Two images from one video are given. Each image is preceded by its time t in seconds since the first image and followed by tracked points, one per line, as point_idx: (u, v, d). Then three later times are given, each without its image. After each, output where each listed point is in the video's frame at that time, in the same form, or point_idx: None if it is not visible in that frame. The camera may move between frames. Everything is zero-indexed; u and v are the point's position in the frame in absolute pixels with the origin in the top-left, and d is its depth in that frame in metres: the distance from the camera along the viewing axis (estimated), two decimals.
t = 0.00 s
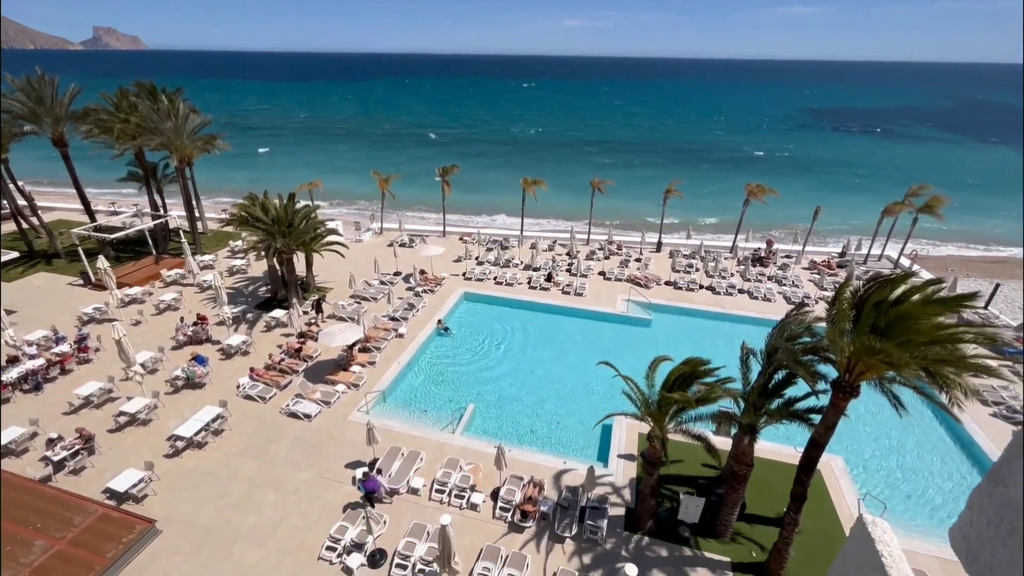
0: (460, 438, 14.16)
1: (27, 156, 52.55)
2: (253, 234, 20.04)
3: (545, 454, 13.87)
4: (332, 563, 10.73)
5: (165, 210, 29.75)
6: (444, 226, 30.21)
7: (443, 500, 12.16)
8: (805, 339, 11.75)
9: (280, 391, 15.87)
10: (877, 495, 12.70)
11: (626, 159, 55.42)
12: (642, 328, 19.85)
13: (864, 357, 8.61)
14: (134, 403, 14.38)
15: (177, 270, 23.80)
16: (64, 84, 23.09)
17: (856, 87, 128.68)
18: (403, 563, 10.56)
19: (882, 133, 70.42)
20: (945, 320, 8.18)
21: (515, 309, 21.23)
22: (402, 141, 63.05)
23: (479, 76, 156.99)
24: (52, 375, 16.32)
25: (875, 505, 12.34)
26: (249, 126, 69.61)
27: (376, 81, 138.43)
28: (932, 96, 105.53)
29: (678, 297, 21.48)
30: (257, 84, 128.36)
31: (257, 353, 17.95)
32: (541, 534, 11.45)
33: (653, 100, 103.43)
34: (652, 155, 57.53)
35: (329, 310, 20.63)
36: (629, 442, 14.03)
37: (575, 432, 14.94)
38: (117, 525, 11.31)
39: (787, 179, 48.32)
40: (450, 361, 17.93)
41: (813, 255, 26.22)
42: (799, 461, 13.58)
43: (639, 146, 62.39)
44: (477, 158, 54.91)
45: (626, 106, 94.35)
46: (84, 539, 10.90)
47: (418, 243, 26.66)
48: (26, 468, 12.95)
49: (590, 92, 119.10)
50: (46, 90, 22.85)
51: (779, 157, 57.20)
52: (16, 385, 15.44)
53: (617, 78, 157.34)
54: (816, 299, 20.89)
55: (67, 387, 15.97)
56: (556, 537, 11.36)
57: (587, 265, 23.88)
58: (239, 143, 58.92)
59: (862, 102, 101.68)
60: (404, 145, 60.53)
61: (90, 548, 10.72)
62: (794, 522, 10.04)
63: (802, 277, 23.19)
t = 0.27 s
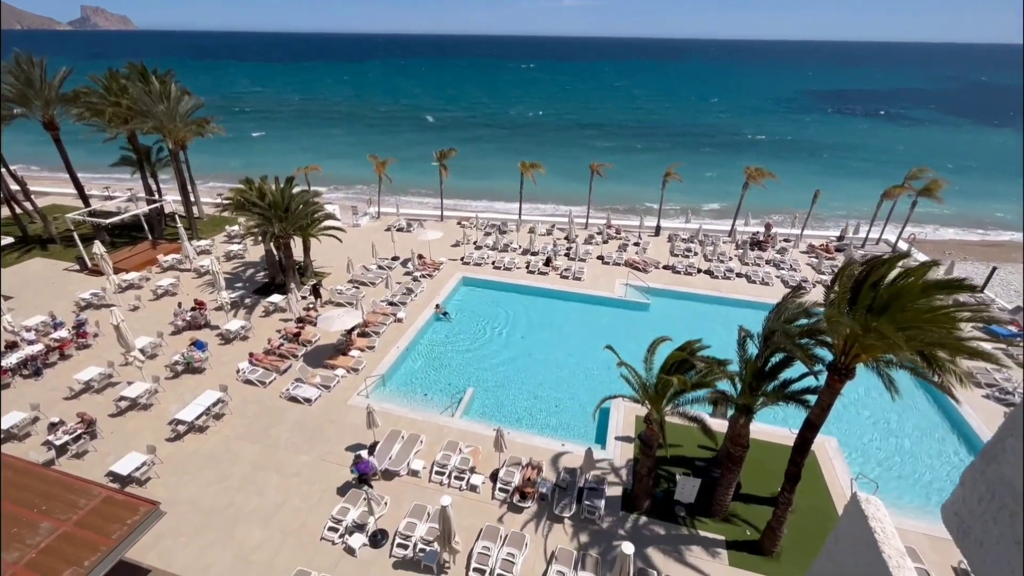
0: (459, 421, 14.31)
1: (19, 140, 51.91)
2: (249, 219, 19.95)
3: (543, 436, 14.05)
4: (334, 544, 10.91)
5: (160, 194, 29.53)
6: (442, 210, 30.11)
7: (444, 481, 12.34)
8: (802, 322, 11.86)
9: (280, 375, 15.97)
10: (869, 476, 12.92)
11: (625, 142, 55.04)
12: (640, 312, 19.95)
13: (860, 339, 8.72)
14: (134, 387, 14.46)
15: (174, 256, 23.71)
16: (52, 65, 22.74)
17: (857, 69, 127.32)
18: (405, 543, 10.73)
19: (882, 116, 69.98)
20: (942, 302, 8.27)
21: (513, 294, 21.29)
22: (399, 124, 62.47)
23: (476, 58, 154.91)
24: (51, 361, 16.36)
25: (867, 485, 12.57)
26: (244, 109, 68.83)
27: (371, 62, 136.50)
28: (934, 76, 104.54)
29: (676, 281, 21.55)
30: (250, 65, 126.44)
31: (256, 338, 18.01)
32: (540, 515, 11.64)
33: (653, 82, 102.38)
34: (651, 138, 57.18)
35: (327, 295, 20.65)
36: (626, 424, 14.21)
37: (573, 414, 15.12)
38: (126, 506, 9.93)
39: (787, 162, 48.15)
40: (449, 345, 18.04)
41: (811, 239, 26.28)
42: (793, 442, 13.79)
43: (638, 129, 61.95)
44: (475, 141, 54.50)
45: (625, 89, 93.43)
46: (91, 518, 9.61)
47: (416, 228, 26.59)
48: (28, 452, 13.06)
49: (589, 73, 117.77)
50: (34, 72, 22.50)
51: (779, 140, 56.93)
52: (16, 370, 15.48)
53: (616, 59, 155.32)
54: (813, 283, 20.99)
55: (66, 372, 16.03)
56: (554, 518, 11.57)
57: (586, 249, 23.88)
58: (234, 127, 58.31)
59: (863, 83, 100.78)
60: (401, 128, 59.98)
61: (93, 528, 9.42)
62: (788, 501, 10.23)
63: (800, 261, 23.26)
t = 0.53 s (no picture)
0: (459, 406, 14.44)
1: (11, 124, 51.30)
2: (246, 204, 19.85)
3: (542, 420, 14.20)
4: (336, 526, 11.08)
5: (156, 180, 29.31)
6: (441, 196, 29.97)
7: (444, 465, 12.48)
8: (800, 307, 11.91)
9: (280, 361, 16.05)
10: (864, 458, 13.10)
11: (624, 127, 54.64)
12: (639, 297, 20.00)
13: (858, 322, 8.79)
14: (135, 373, 14.53)
15: (171, 242, 23.63)
16: (42, 48, 22.44)
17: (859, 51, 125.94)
18: (405, 525, 10.88)
19: (884, 99, 69.38)
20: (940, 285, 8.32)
21: (512, 280, 21.31)
22: (396, 108, 61.85)
23: (474, 40, 152.85)
24: (51, 347, 16.41)
25: (862, 467, 12.76)
26: (239, 92, 68.04)
27: (368, 45, 134.59)
28: (937, 59, 103.52)
29: (675, 267, 21.56)
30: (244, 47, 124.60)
31: (256, 324, 18.05)
32: (539, 497, 11.81)
33: (652, 65, 101.31)
34: (651, 123, 56.78)
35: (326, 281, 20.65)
36: (625, 408, 14.36)
37: (572, 399, 15.26)
38: (129, 490, 10.03)
39: (787, 147, 47.89)
40: (449, 331, 18.11)
41: (811, 224, 26.26)
42: (790, 426, 13.95)
43: (638, 113, 61.44)
44: (474, 126, 54.05)
45: (625, 72, 92.47)
46: (94, 502, 9.71)
47: (414, 213, 26.50)
48: (31, 438, 13.17)
49: (588, 56, 116.36)
50: (24, 55, 22.19)
51: (779, 124, 56.55)
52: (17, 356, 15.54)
53: (616, 42, 153.35)
54: (812, 268, 21.02)
55: (67, 358, 16.09)
56: (553, 500, 11.74)
57: (585, 235, 23.85)
58: (230, 111, 57.71)
59: (866, 66, 99.77)
60: (399, 113, 59.39)
61: (96, 511, 9.53)
62: (783, 483, 10.38)
63: (799, 247, 23.26)
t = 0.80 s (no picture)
0: (459, 392, 14.55)
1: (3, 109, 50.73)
2: (244, 191, 19.75)
3: (541, 406, 14.33)
4: (338, 509, 11.23)
5: (151, 166, 29.09)
6: (440, 182, 29.82)
7: (444, 449, 12.62)
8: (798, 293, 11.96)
9: (280, 347, 16.12)
10: (860, 442, 13.27)
11: (624, 111, 54.23)
12: (638, 284, 20.05)
13: (857, 308, 8.83)
14: (136, 360, 14.59)
15: (168, 229, 23.54)
16: (33, 31, 22.12)
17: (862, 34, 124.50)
18: (407, 508, 11.04)
19: (887, 84, 68.75)
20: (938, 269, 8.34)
21: (511, 267, 21.32)
22: (394, 93, 61.22)
23: (472, 23, 150.69)
24: (51, 334, 16.45)
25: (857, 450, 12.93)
26: (234, 77, 67.22)
27: (364, 28, 132.69)
28: (941, 42, 102.41)
29: (674, 253, 21.57)
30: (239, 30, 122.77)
31: (256, 310, 18.09)
32: (539, 481, 11.96)
33: (653, 49, 100.17)
34: (651, 107, 56.35)
35: (325, 268, 20.64)
36: (623, 393, 14.48)
37: (571, 384, 15.38)
38: (134, 475, 10.16)
39: (788, 132, 47.61)
40: (448, 317, 18.17)
41: (811, 210, 26.23)
42: (786, 411, 14.10)
43: (638, 98, 60.93)
44: (472, 111, 53.60)
45: (625, 55, 91.48)
46: (99, 487, 9.82)
47: (413, 199, 26.40)
48: (34, 423, 13.27)
49: (587, 39, 114.94)
50: (14, 38, 21.88)
51: (780, 109, 56.14)
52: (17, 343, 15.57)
53: (616, 25, 151.33)
54: (811, 255, 21.04)
55: (67, 345, 16.13)
56: (552, 484, 11.90)
57: (585, 222, 23.80)
58: (225, 96, 57.08)
59: (868, 49, 98.73)
60: (396, 98, 58.81)
61: (103, 496, 9.65)
62: (779, 467, 10.52)
63: (799, 233, 23.26)
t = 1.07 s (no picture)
0: (458, 378, 14.65)
1: None
2: (240, 177, 19.61)
3: (540, 391, 14.44)
4: (339, 494, 11.36)
5: (145, 152, 28.82)
6: (437, 168, 29.66)
7: (444, 435, 12.74)
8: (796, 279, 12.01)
9: (279, 335, 16.15)
10: (854, 427, 13.44)
11: (622, 96, 53.82)
12: (636, 270, 20.07)
13: (854, 294, 8.88)
14: (135, 348, 14.61)
15: (164, 216, 23.41)
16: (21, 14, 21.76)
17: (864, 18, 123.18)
18: (407, 493, 11.18)
19: (888, 68, 68.24)
20: (936, 257, 8.38)
21: (509, 253, 21.32)
22: (390, 78, 60.54)
23: (468, 6, 148.48)
24: (49, 322, 16.44)
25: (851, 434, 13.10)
26: (227, 61, 66.30)
27: (359, 11, 130.64)
28: (943, 25, 101.48)
29: (673, 239, 21.57)
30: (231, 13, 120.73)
31: (254, 298, 18.09)
32: (537, 465, 12.10)
33: (652, 32, 99.02)
34: (650, 92, 55.91)
35: (323, 255, 20.60)
36: (621, 379, 14.60)
37: (569, 371, 15.48)
38: (135, 461, 10.23)
39: (787, 117, 47.36)
40: (447, 304, 18.22)
41: (810, 196, 26.21)
42: (782, 396, 14.23)
43: (637, 82, 60.40)
44: (469, 96, 53.10)
45: (624, 39, 90.48)
46: (100, 472, 9.89)
47: (411, 186, 26.27)
48: (35, 411, 13.32)
49: (586, 22, 113.44)
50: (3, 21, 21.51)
51: (780, 94, 55.78)
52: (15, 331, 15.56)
53: (615, 7, 149.30)
54: (809, 241, 21.07)
55: (66, 333, 16.13)
56: (551, 468, 12.04)
57: (583, 208, 23.73)
58: (219, 81, 56.37)
59: (870, 32, 97.75)
60: (393, 82, 58.17)
61: (104, 481, 9.73)
62: (775, 451, 10.66)
63: (797, 219, 23.24)
